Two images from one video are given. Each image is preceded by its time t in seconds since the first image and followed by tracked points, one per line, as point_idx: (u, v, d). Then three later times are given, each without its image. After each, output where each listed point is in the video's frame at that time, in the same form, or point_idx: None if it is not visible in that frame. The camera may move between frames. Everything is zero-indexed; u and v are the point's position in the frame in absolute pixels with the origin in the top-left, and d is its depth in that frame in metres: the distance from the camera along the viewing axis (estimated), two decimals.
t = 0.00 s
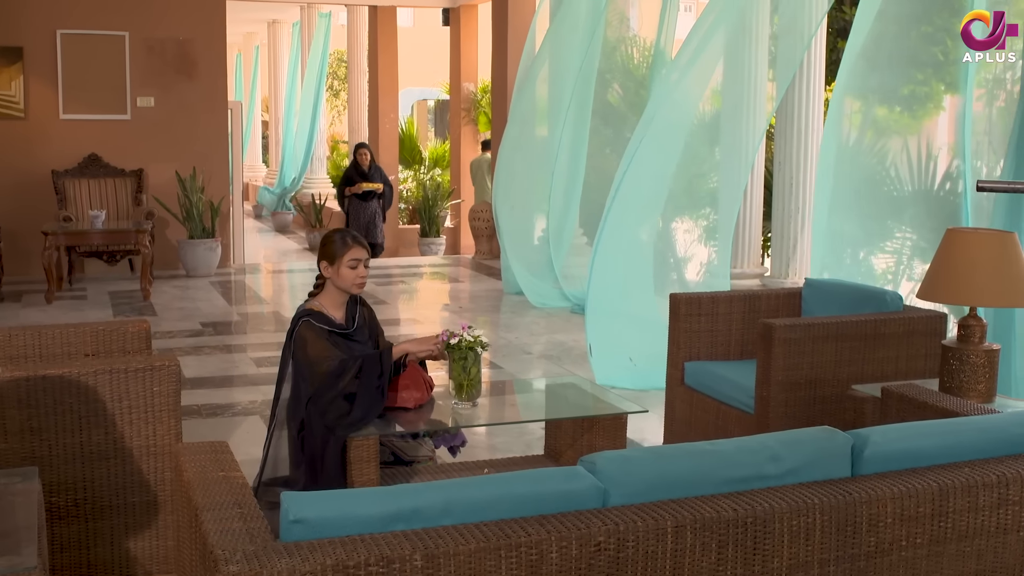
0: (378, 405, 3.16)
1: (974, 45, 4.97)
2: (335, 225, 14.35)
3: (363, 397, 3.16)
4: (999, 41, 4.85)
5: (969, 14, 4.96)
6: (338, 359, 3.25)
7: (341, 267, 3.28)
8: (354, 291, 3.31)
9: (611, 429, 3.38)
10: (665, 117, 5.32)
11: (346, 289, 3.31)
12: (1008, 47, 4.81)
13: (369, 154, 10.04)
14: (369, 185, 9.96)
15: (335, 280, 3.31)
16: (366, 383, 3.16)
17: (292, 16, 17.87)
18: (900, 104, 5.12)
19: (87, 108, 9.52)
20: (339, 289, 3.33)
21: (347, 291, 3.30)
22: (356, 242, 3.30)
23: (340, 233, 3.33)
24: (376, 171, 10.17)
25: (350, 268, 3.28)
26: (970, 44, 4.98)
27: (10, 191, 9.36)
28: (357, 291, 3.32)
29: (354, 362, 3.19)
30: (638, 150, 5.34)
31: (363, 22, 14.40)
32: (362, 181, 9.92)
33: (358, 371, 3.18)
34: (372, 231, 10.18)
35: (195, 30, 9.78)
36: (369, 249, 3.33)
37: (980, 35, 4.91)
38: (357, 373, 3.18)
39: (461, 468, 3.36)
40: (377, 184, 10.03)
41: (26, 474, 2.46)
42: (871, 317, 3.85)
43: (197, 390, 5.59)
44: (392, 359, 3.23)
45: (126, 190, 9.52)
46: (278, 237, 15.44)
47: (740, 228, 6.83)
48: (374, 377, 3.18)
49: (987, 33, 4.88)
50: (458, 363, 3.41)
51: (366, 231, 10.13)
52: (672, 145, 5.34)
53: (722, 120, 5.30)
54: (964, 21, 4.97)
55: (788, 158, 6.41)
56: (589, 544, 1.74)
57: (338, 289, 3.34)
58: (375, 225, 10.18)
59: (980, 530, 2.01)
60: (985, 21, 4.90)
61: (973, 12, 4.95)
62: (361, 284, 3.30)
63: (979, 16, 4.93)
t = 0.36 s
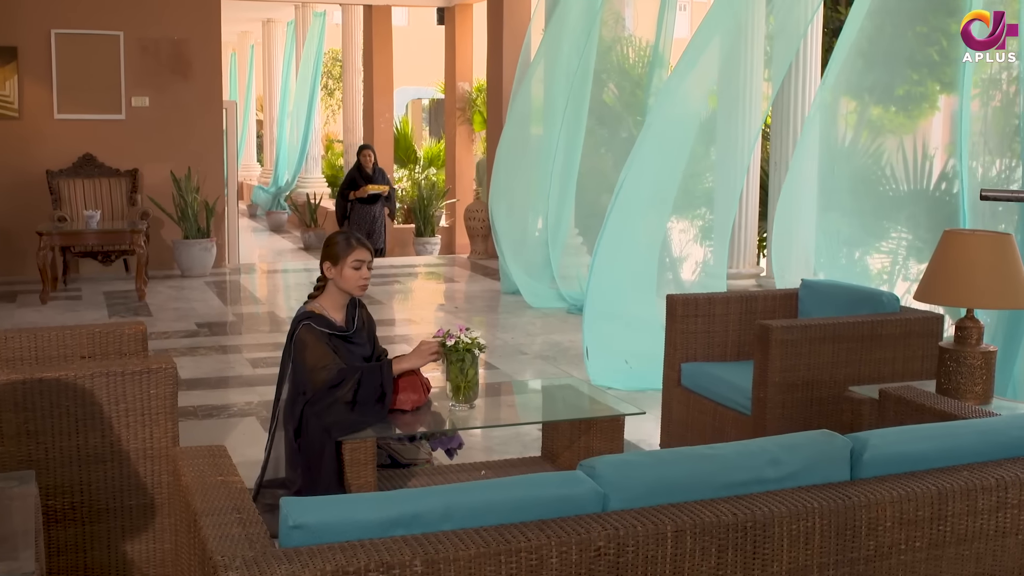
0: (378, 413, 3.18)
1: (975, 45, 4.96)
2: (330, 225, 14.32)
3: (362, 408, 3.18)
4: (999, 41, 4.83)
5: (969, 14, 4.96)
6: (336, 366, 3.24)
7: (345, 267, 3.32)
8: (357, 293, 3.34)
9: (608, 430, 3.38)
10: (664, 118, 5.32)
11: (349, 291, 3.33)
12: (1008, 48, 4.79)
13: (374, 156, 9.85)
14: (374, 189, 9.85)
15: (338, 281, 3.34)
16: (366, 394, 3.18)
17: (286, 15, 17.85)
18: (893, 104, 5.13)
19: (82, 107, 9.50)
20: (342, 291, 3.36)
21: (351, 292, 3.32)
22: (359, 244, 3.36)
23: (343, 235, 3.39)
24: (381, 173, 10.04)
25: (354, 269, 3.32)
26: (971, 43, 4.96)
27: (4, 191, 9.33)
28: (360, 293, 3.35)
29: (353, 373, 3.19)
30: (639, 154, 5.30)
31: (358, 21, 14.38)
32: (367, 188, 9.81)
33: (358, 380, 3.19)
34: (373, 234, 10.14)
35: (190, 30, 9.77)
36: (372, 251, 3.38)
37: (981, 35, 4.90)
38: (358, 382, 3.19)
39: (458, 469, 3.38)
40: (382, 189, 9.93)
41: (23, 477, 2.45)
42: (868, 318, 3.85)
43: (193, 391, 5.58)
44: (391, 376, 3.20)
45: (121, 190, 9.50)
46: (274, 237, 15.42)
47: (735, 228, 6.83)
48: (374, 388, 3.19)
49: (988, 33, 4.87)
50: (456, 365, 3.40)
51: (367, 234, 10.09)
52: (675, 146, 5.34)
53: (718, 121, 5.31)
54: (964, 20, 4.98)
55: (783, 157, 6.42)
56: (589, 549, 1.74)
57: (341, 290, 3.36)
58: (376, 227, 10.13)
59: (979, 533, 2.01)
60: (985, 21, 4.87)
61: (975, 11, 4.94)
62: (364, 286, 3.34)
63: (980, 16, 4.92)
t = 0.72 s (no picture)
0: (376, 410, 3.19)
1: (975, 45, 4.92)
2: (328, 223, 14.31)
3: (360, 404, 3.17)
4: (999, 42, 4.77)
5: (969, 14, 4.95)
6: (335, 364, 3.22)
7: (349, 267, 3.31)
8: (359, 293, 3.34)
9: (608, 431, 3.37)
10: (667, 121, 5.32)
11: (351, 291, 3.33)
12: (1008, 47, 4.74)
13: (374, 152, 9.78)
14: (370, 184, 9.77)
15: (341, 281, 3.34)
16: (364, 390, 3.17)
17: (283, 13, 17.83)
18: (891, 104, 5.15)
19: (79, 107, 9.48)
20: (344, 291, 3.35)
21: (353, 293, 3.32)
22: (362, 244, 3.35)
23: (348, 234, 3.39)
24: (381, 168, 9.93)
25: (357, 269, 3.32)
26: (970, 44, 4.93)
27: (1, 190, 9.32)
28: (363, 293, 3.35)
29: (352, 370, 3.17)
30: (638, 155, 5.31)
31: (355, 20, 14.36)
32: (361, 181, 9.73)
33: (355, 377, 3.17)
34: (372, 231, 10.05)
35: (187, 29, 9.75)
36: (376, 252, 3.37)
37: (980, 35, 4.86)
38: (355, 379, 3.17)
39: (458, 470, 3.38)
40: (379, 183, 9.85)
41: (22, 480, 2.45)
42: (867, 318, 3.85)
43: (191, 391, 5.58)
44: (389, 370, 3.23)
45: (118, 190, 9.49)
46: (271, 235, 15.40)
47: (733, 227, 6.83)
48: (372, 385, 3.18)
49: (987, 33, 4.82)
50: (456, 366, 3.40)
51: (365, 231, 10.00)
52: (679, 149, 5.34)
53: (716, 120, 5.31)
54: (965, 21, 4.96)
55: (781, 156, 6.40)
56: (590, 552, 1.74)
57: (342, 290, 3.35)
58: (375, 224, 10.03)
59: (979, 535, 2.01)
60: (985, 20, 4.85)
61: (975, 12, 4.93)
62: (366, 286, 3.34)
63: (980, 17, 4.90)
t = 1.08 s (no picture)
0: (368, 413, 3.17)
1: (975, 45, 4.84)
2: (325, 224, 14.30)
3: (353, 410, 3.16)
4: (999, 41, 4.70)
5: (969, 14, 4.88)
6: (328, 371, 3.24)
7: (349, 270, 3.32)
8: (358, 295, 3.35)
9: (606, 433, 3.37)
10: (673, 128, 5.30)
11: (351, 293, 3.34)
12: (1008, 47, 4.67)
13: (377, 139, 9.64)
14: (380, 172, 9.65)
15: (341, 283, 3.35)
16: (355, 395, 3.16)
17: (280, 13, 17.82)
18: (890, 105, 5.19)
19: (76, 107, 9.47)
20: (343, 293, 3.36)
21: (353, 295, 3.33)
22: (362, 247, 3.36)
23: (349, 237, 3.40)
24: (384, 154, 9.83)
25: (358, 272, 3.33)
26: (971, 43, 4.85)
27: None
28: (362, 296, 3.36)
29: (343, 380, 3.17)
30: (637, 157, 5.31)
31: (352, 19, 14.34)
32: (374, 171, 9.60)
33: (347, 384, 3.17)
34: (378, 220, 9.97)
35: (185, 29, 9.74)
36: (375, 254, 3.38)
37: (980, 35, 4.78)
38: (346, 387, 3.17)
39: (456, 472, 3.38)
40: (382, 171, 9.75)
41: (21, 483, 2.44)
42: (866, 320, 3.85)
43: (188, 393, 5.57)
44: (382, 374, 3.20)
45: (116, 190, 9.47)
46: (268, 235, 15.40)
47: (730, 228, 6.83)
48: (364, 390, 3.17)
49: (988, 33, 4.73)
50: (454, 369, 3.39)
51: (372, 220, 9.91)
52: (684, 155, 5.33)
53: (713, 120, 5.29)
54: (964, 20, 4.89)
55: (779, 158, 6.38)
56: (590, 557, 1.74)
57: (341, 292, 3.36)
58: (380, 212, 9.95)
59: (979, 539, 2.02)
60: (985, 20, 4.78)
61: (974, 11, 4.86)
62: (366, 288, 3.35)
63: (979, 16, 4.85)
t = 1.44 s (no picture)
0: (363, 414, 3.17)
1: (974, 45, 4.84)
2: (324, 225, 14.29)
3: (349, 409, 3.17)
4: (999, 41, 4.72)
5: (969, 13, 4.91)
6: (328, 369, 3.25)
7: (346, 270, 3.33)
8: (356, 295, 3.35)
9: (607, 435, 3.38)
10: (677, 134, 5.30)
11: (349, 293, 3.34)
12: (1009, 48, 4.69)
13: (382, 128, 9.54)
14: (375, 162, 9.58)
15: (337, 283, 3.35)
16: (352, 395, 3.17)
17: (279, 13, 17.82)
18: (886, 108, 5.22)
19: (75, 107, 9.47)
20: (339, 293, 3.36)
21: (350, 295, 3.34)
22: (358, 246, 3.38)
23: (344, 238, 3.41)
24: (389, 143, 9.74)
25: (354, 271, 3.34)
26: (971, 44, 4.86)
27: None
28: (359, 296, 3.37)
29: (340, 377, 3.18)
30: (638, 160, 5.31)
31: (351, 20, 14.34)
32: (367, 160, 9.53)
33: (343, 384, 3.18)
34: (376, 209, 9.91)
35: (184, 30, 9.74)
36: (371, 253, 3.39)
37: (981, 35, 4.79)
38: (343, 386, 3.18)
39: (456, 475, 3.38)
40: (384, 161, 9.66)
41: (21, 487, 2.44)
42: (866, 322, 3.85)
43: (188, 394, 5.57)
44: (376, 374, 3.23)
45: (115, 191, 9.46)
46: (267, 236, 15.39)
47: (730, 230, 6.83)
48: (359, 389, 3.18)
49: (988, 33, 4.75)
50: (454, 371, 3.40)
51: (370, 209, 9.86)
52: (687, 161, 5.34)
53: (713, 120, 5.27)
54: (964, 20, 4.91)
55: (778, 161, 6.35)
56: (592, 562, 1.74)
57: (338, 293, 3.37)
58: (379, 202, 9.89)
59: (980, 543, 2.01)
60: (985, 21, 4.81)
61: (974, 11, 4.90)
62: (363, 288, 3.35)
63: (978, 16, 4.88)
